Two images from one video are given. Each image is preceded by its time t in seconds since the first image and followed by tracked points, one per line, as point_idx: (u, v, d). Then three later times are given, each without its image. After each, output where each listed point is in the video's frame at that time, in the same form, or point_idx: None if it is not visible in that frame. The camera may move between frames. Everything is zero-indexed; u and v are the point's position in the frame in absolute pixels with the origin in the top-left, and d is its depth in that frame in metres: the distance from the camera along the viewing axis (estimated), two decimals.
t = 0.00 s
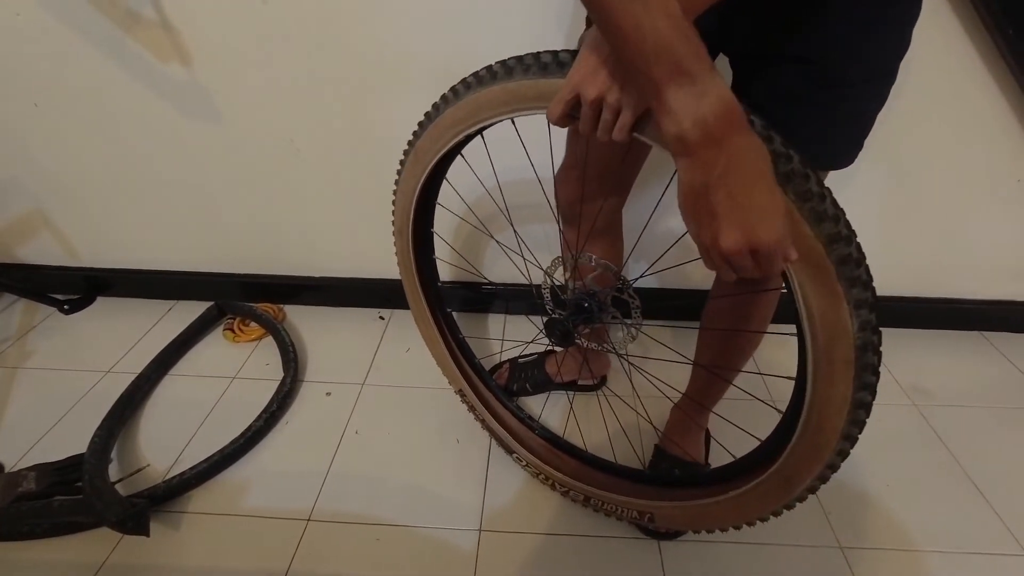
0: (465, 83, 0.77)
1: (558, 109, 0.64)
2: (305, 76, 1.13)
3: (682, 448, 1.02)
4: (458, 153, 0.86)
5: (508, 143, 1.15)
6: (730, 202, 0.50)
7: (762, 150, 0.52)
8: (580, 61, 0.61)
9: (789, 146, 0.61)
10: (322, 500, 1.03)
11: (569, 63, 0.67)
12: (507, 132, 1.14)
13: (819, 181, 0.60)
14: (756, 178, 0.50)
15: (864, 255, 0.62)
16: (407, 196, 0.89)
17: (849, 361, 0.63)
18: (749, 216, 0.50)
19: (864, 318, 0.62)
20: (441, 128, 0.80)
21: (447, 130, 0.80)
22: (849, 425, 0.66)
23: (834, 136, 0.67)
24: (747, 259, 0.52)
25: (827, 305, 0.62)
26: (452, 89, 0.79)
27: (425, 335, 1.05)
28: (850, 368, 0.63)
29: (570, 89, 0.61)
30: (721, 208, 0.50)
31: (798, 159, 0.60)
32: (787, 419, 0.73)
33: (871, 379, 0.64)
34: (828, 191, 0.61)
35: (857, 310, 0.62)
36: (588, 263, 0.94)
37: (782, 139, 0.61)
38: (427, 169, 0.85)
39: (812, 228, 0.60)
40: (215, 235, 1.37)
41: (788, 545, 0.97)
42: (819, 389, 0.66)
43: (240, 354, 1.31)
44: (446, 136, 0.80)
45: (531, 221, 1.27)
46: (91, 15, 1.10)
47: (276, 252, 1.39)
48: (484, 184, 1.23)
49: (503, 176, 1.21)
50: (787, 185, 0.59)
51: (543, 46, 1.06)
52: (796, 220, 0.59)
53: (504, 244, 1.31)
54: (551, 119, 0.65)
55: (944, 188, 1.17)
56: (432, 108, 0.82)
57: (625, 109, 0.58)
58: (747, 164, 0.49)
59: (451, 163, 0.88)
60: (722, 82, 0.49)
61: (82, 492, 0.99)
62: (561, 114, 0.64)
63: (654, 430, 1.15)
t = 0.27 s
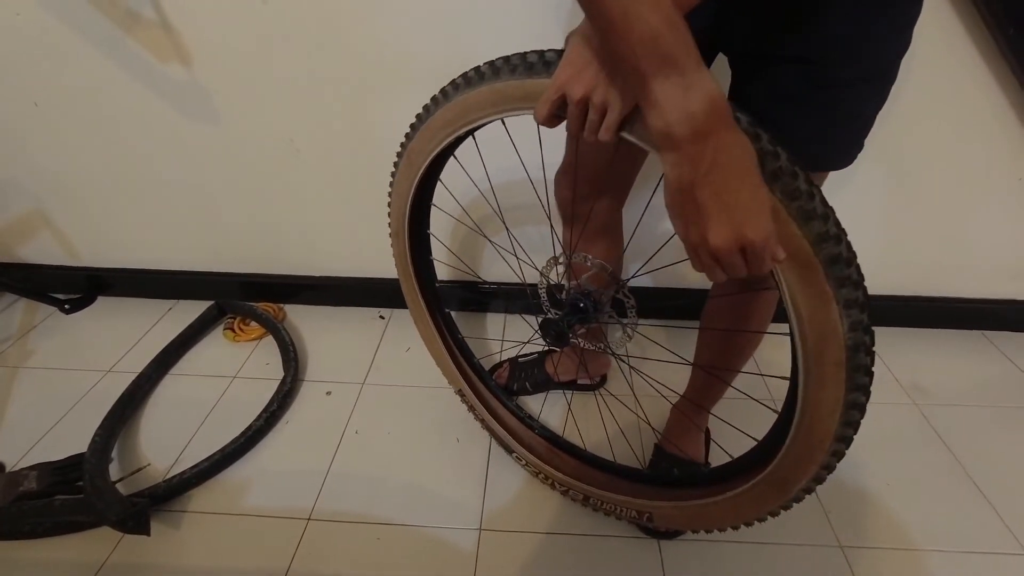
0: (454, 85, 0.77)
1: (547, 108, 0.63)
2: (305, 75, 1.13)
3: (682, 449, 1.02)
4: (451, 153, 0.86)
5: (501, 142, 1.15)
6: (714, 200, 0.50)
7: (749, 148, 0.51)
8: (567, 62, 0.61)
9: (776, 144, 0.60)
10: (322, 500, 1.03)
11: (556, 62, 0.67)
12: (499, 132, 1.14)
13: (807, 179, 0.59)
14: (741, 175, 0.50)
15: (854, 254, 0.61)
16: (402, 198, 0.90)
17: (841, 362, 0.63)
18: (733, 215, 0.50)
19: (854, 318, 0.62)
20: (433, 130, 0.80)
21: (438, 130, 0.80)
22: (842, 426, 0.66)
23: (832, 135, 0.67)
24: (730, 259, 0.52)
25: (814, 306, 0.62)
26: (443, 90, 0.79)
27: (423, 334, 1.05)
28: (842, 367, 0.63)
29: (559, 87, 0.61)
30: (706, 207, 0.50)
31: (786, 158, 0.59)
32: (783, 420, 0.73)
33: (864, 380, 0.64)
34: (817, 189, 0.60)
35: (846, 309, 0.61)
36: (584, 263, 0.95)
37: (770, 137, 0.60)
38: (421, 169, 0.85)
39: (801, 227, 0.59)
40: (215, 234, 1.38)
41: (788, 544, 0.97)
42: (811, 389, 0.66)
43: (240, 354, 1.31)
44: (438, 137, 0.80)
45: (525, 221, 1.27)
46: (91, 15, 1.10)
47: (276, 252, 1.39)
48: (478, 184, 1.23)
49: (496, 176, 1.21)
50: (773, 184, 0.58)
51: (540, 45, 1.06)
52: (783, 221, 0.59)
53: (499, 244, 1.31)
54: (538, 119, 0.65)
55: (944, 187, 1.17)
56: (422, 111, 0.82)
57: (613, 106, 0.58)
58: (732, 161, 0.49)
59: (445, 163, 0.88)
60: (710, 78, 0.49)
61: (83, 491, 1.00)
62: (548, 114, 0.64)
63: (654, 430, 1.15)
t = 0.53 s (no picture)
0: (436, 88, 0.78)
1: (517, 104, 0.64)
2: (305, 76, 1.13)
3: (678, 449, 1.02)
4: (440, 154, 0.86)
5: (484, 142, 1.16)
6: (648, 176, 0.51)
7: (693, 123, 0.51)
8: (535, 58, 0.62)
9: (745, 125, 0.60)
10: (322, 501, 1.03)
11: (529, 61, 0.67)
12: (482, 132, 1.14)
13: (775, 160, 0.60)
14: (676, 151, 0.50)
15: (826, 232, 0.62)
16: (394, 202, 0.90)
17: (820, 341, 0.63)
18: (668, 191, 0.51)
19: (831, 294, 0.62)
20: (418, 134, 0.81)
21: (423, 135, 0.80)
22: (826, 409, 0.66)
23: (823, 139, 0.67)
24: (671, 237, 0.54)
25: (789, 284, 0.61)
26: (425, 95, 0.79)
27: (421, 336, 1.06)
28: (821, 344, 0.63)
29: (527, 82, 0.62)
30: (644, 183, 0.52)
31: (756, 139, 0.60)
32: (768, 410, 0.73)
33: (844, 360, 0.64)
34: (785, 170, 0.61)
35: (821, 289, 0.61)
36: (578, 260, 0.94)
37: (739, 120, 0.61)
38: (412, 166, 0.84)
39: (772, 207, 0.59)
40: (215, 235, 1.38)
41: (788, 546, 0.97)
42: (791, 372, 0.66)
43: (240, 355, 1.31)
44: (423, 140, 0.81)
45: (513, 221, 1.27)
46: (91, 16, 1.10)
47: (276, 253, 1.39)
48: (467, 185, 1.23)
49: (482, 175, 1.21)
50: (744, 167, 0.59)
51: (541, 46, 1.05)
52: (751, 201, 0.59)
53: (489, 245, 1.31)
54: (512, 115, 0.66)
55: (944, 188, 1.17)
56: (409, 113, 0.82)
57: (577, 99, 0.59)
58: (666, 139, 0.50)
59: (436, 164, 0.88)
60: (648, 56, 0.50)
61: (82, 492, 1.00)
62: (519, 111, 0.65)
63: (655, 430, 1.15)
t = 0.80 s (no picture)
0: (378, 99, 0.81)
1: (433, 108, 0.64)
2: (306, 78, 1.13)
3: (672, 451, 1.03)
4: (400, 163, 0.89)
5: (434, 154, 1.18)
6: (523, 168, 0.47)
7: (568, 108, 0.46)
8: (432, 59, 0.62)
9: (657, 115, 0.56)
10: (322, 503, 1.03)
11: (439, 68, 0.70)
12: (430, 144, 1.17)
13: (691, 150, 0.55)
14: (544, 140, 0.45)
15: (752, 226, 0.57)
16: (369, 216, 0.95)
17: (753, 356, 0.60)
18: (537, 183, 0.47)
19: (756, 292, 0.57)
20: (371, 146, 0.84)
21: (373, 147, 0.84)
22: (769, 421, 0.64)
23: (821, 143, 0.63)
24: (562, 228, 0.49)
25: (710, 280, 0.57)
26: (373, 105, 0.83)
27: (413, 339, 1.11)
28: (753, 336, 0.59)
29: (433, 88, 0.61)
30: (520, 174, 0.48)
31: (672, 130, 0.56)
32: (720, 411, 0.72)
33: (784, 377, 0.61)
34: (718, 179, 0.56)
35: (755, 305, 0.57)
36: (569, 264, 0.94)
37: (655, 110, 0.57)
38: (381, 155, 0.84)
39: (697, 220, 0.55)
40: (216, 237, 1.38)
41: (789, 547, 0.97)
42: (728, 381, 0.64)
43: (241, 356, 1.31)
44: (377, 152, 0.84)
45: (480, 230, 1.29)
46: (92, 19, 1.10)
47: (276, 255, 1.39)
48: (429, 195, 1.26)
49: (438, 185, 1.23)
50: (657, 160, 0.54)
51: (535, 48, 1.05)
52: (662, 193, 0.55)
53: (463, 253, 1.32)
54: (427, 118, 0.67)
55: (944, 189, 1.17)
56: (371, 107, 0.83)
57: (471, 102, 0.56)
58: (531, 127, 0.45)
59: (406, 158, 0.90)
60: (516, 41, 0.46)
61: (83, 494, 1.00)
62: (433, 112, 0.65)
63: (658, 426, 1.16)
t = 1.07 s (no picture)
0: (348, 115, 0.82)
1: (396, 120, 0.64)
2: (308, 77, 1.14)
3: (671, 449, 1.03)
4: (378, 174, 0.90)
5: (410, 167, 1.21)
6: (492, 163, 0.47)
7: (538, 105, 0.47)
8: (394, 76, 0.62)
9: (622, 119, 0.56)
10: (325, 501, 1.04)
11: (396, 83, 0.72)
12: (405, 158, 1.21)
13: (657, 155, 0.55)
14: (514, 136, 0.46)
15: (724, 230, 0.57)
16: (354, 229, 0.96)
17: (736, 362, 0.60)
18: (504, 180, 0.47)
19: (734, 297, 0.57)
20: (345, 162, 0.85)
21: (348, 163, 0.84)
22: (756, 428, 0.64)
23: (819, 144, 0.62)
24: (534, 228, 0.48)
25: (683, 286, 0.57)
26: (344, 121, 0.83)
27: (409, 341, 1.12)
28: (731, 339, 0.59)
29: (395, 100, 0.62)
30: (491, 172, 0.48)
31: (637, 134, 0.56)
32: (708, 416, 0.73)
33: (769, 383, 0.61)
34: (689, 186, 0.56)
35: (735, 311, 0.57)
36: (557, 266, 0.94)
37: (620, 113, 0.56)
38: (356, 172, 0.84)
39: (672, 228, 0.55)
40: (219, 235, 1.38)
41: (790, 545, 0.97)
42: (713, 388, 0.64)
43: (244, 354, 1.32)
44: (352, 169, 0.85)
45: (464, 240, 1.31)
46: (95, 18, 1.10)
47: (279, 253, 1.40)
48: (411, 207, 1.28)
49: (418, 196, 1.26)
50: (622, 165, 0.54)
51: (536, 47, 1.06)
52: (628, 198, 0.55)
53: (454, 260, 1.34)
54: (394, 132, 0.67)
55: (947, 187, 1.17)
56: (341, 122, 0.83)
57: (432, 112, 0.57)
58: (500, 123, 0.46)
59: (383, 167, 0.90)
60: (488, 25, 0.47)
61: (88, 491, 1.00)
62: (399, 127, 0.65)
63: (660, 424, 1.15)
